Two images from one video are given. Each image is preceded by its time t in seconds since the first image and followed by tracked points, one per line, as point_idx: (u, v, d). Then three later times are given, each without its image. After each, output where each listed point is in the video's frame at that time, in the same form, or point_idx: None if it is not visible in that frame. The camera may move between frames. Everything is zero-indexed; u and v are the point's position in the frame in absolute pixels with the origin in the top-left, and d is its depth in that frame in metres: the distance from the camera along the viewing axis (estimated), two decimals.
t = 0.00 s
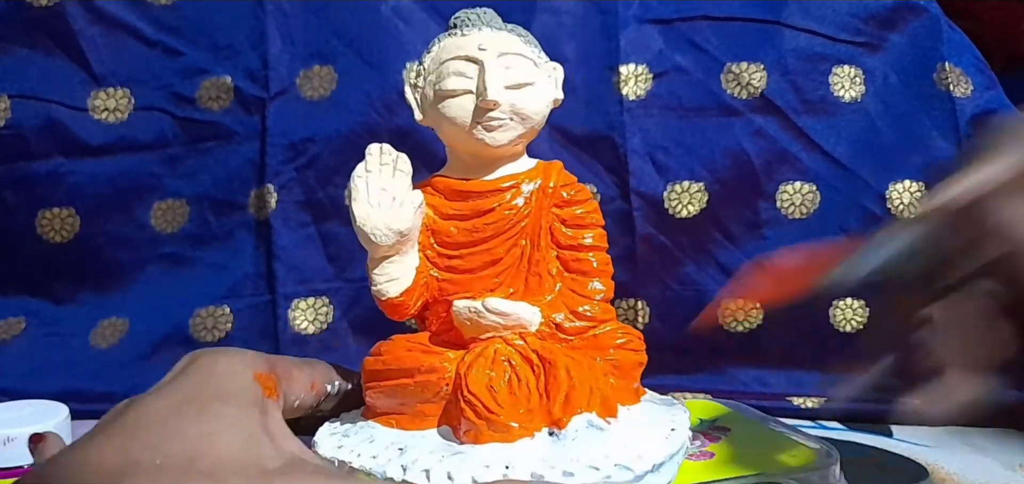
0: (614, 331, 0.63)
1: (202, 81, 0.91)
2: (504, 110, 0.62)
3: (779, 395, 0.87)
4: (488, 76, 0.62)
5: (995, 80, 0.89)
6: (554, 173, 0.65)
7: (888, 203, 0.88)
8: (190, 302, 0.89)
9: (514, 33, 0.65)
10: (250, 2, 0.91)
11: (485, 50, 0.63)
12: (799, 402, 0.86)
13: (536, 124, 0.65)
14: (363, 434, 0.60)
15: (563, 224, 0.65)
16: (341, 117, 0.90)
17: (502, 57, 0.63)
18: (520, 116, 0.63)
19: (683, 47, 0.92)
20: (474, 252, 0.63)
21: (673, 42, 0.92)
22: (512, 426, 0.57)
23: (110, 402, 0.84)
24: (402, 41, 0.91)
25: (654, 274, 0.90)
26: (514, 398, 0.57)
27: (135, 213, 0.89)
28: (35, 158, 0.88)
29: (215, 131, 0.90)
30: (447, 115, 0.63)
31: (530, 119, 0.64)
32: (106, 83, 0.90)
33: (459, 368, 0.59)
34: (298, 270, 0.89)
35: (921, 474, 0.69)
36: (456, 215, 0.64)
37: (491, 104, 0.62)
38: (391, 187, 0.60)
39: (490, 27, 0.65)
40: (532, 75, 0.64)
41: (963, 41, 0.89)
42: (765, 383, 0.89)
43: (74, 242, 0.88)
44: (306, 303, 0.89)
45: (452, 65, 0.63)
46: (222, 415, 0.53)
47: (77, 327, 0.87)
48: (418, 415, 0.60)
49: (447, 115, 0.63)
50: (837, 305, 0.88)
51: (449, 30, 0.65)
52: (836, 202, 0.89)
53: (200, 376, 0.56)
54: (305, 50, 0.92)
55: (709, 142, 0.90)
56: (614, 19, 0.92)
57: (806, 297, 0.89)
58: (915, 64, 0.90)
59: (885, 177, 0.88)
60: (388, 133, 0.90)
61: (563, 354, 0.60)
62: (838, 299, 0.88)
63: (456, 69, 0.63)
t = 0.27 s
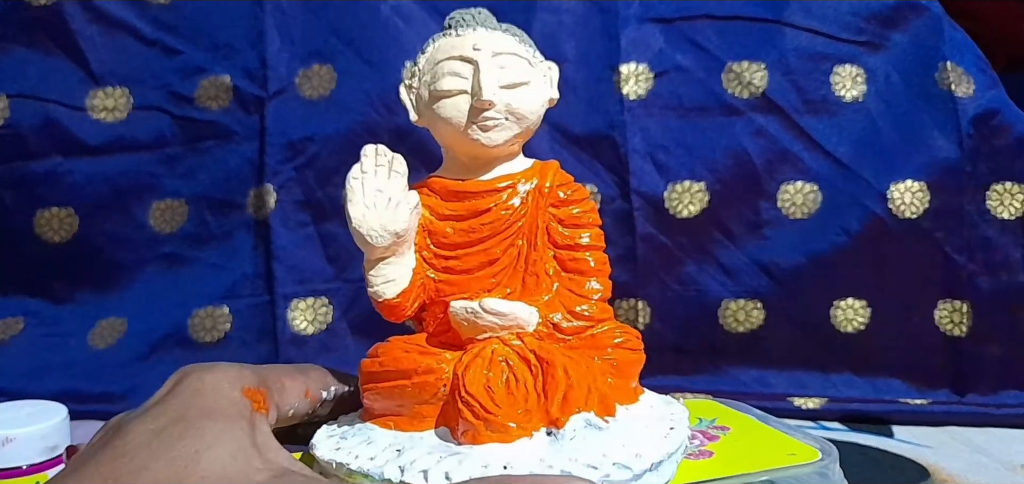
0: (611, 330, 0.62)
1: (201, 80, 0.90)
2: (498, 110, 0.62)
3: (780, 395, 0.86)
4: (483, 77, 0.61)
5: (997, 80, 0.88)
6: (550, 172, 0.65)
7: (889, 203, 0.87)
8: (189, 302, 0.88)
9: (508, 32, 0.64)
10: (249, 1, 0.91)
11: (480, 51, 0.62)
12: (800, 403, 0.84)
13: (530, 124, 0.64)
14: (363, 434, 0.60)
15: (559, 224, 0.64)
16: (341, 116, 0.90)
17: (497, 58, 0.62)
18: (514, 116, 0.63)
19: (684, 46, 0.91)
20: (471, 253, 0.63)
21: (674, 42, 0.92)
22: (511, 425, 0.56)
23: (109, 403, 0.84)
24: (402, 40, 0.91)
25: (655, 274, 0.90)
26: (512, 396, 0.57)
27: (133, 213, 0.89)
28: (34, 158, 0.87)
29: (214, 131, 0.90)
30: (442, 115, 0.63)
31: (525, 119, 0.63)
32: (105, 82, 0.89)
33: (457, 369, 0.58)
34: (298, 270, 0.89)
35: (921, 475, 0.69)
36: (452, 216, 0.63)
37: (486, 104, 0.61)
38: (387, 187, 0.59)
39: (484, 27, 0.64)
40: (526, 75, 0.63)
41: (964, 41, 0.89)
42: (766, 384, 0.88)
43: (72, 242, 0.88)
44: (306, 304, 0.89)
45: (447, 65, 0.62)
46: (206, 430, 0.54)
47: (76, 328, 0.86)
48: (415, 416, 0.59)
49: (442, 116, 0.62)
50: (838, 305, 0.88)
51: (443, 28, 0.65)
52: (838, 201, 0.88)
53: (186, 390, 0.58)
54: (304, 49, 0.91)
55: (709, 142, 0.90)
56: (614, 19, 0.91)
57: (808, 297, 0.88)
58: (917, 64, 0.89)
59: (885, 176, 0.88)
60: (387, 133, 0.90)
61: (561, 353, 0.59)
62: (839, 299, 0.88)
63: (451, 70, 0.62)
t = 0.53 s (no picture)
0: (681, 337, 0.62)
1: (202, 81, 0.91)
2: (566, 104, 0.62)
3: (779, 395, 0.86)
4: (557, 69, 0.62)
5: (996, 80, 0.89)
6: (622, 168, 0.65)
7: (888, 203, 0.87)
8: (189, 302, 0.89)
9: (585, 22, 0.65)
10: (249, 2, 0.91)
11: (553, 41, 0.62)
12: (800, 403, 0.84)
13: (608, 117, 0.65)
14: (387, 445, 0.60)
15: (629, 225, 0.64)
16: (341, 117, 0.90)
17: (573, 49, 0.63)
18: (588, 111, 0.63)
19: (683, 46, 0.92)
20: (538, 252, 0.63)
21: (673, 43, 0.92)
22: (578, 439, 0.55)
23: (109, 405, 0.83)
24: (402, 41, 0.91)
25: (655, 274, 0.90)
26: (576, 405, 0.57)
27: (134, 214, 0.89)
28: (35, 158, 0.88)
29: (215, 132, 0.90)
30: (514, 108, 0.63)
31: (600, 114, 0.64)
32: (106, 83, 0.89)
33: (521, 372, 0.59)
34: (298, 270, 0.89)
35: (921, 475, 0.69)
36: (518, 214, 0.64)
37: (559, 98, 0.61)
38: (455, 183, 0.60)
39: (559, 15, 0.64)
40: (601, 67, 0.63)
41: (962, 41, 0.90)
42: (765, 384, 0.88)
43: (73, 242, 0.88)
44: (306, 304, 0.89)
45: (518, 56, 0.63)
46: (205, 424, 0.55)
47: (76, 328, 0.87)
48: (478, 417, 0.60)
49: (518, 108, 0.63)
50: (837, 305, 0.88)
51: (516, 20, 0.65)
52: (836, 201, 0.88)
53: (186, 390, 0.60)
54: (304, 50, 0.91)
55: (709, 142, 0.90)
56: (614, 19, 0.91)
57: (807, 297, 0.89)
58: (915, 64, 0.90)
59: (884, 176, 0.88)
60: (388, 133, 0.90)
61: (629, 362, 0.60)
62: (838, 299, 0.88)
63: (523, 60, 0.63)
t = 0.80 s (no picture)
0: (683, 337, 0.62)
1: (202, 81, 0.91)
2: (570, 104, 0.62)
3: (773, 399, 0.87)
4: (562, 69, 0.62)
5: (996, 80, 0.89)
6: (625, 168, 0.65)
7: (888, 203, 0.87)
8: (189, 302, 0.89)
9: (590, 23, 0.65)
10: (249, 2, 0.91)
11: (559, 41, 0.62)
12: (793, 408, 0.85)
13: (611, 117, 0.65)
14: (387, 443, 0.60)
15: (632, 225, 0.65)
16: (341, 117, 0.90)
17: (577, 49, 0.63)
18: (593, 111, 0.63)
19: (683, 46, 0.92)
20: (541, 251, 0.63)
21: (673, 43, 0.92)
22: (579, 436, 0.55)
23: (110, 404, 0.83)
24: (402, 41, 0.91)
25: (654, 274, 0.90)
26: (579, 403, 0.57)
27: (134, 214, 0.89)
28: (35, 158, 0.87)
29: (215, 131, 0.90)
30: (519, 107, 0.63)
31: (604, 114, 0.64)
32: (106, 82, 0.89)
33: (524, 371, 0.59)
34: (298, 270, 0.89)
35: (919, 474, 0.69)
36: (521, 213, 0.64)
37: (565, 98, 0.61)
38: (459, 182, 0.60)
39: (564, 16, 0.64)
40: (606, 67, 0.64)
41: (962, 41, 0.89)
42: (764, 383, 0.88)
43: (74, 242, 0.88)
44: (306, 303, 0.89)
45: (524, 56, 0.63)
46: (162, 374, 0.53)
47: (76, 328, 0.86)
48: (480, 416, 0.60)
49: (521, 107, 0.63)
50: (837, 305, 0.88)
51: (521, 21, 0.65)
52: (836, 201, 0.88)
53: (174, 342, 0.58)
54: (305, 50, 0.91)
55: (709, 142, 0.90)
56: (614, 19, 0.91)
57: (807, 297, 0.89)
58: (915, 64, 0.90)
59: (884, 177, 0.88)
60: (388, 133, 0.90)
61: (630, 360, 0.60)
62: (838, 299, 0.88)
63: (529, 61, 0.63)
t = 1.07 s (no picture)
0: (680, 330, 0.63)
1: (202, 81, 0.91)
2: (572, 106, 0.62)
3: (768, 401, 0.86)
4: (565, 71, 0.62)
5: (996, 80, 0.88)
6: (621, 168, 0.66)
7: (888, 203, 0.87)
8: (190, 302, 0.89)
9: (590, 26, 0.65)
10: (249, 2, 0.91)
11: (561, 44, 0.63)
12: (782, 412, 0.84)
13: (610, 119, 0.65)
14: (388, 437, 0.61)
15: (628, 223, 0.65)
16: (341, 117, 0.90)
17: (579, 51, 0.63)
18: (594, 112, 0.63)
19: (683, 46, 0.92)
20: (543, 249, 0.63)
21: (673, 43, 0.92)
22: (589, 426, 0.56)
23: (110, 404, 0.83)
24: (402, 40, 0.91)
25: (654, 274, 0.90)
26: (587, 398, 0.57)
27: (134, 214, 0.89)
28: (35, 158, 0.87)
29: (216, 132, 0.90)
30: (521, 109, 0.63)
31: (605, 115, 0.64)
32: (106, 82, 0.89)
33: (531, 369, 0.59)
34: (298, 270, 0.89)
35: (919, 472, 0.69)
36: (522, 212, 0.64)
37: (568, 99, 0.61)
38: (463, 181, 0.60)
39: (563, 20, 0.65)
40: (607, 69, 0.64)
41: (962, 42, 0.89)
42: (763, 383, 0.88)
43: (73, 242, 0.88)
44: (306, 303, 0.89)
45: (526, 58, 0.63)
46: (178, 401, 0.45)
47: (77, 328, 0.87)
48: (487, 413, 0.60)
49: (523, 107, 0.62)
50: (838, 305, 0.88)
51: (522, 23, 0.65)
52: (836, 201, 0.88)
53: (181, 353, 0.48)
54: (304, 50, 0.91)
55: (709, 142, 0.90)
56: (614, 19, 0.91)
57: (807, 297, 0.89)
58: (915, 64, 0.89)
59: (884, 177, 0.88)
60: (388, 133, 0.90)
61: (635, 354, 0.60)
62: (838, 299, 0.88)
63: (531, 62, 0.63)
